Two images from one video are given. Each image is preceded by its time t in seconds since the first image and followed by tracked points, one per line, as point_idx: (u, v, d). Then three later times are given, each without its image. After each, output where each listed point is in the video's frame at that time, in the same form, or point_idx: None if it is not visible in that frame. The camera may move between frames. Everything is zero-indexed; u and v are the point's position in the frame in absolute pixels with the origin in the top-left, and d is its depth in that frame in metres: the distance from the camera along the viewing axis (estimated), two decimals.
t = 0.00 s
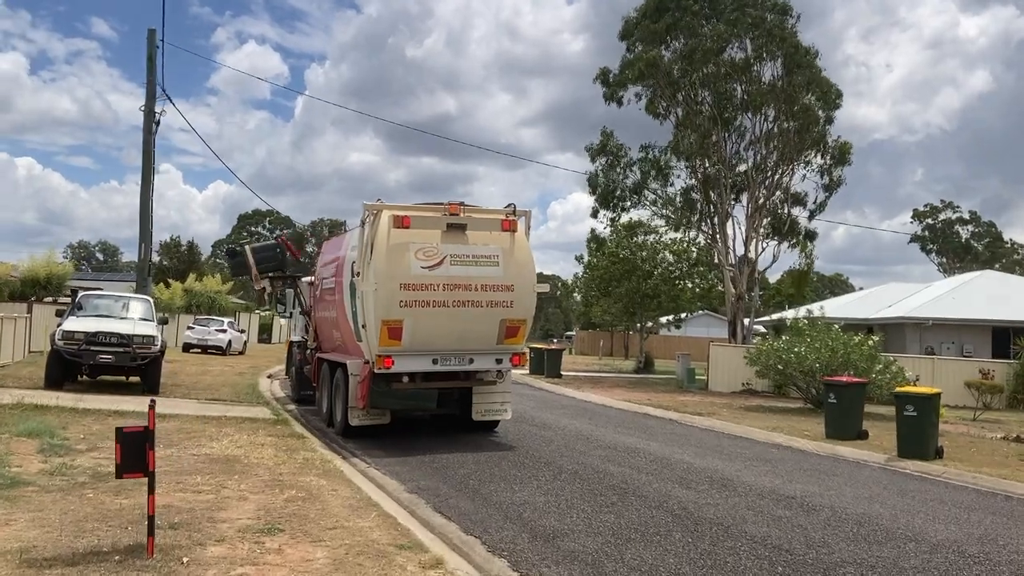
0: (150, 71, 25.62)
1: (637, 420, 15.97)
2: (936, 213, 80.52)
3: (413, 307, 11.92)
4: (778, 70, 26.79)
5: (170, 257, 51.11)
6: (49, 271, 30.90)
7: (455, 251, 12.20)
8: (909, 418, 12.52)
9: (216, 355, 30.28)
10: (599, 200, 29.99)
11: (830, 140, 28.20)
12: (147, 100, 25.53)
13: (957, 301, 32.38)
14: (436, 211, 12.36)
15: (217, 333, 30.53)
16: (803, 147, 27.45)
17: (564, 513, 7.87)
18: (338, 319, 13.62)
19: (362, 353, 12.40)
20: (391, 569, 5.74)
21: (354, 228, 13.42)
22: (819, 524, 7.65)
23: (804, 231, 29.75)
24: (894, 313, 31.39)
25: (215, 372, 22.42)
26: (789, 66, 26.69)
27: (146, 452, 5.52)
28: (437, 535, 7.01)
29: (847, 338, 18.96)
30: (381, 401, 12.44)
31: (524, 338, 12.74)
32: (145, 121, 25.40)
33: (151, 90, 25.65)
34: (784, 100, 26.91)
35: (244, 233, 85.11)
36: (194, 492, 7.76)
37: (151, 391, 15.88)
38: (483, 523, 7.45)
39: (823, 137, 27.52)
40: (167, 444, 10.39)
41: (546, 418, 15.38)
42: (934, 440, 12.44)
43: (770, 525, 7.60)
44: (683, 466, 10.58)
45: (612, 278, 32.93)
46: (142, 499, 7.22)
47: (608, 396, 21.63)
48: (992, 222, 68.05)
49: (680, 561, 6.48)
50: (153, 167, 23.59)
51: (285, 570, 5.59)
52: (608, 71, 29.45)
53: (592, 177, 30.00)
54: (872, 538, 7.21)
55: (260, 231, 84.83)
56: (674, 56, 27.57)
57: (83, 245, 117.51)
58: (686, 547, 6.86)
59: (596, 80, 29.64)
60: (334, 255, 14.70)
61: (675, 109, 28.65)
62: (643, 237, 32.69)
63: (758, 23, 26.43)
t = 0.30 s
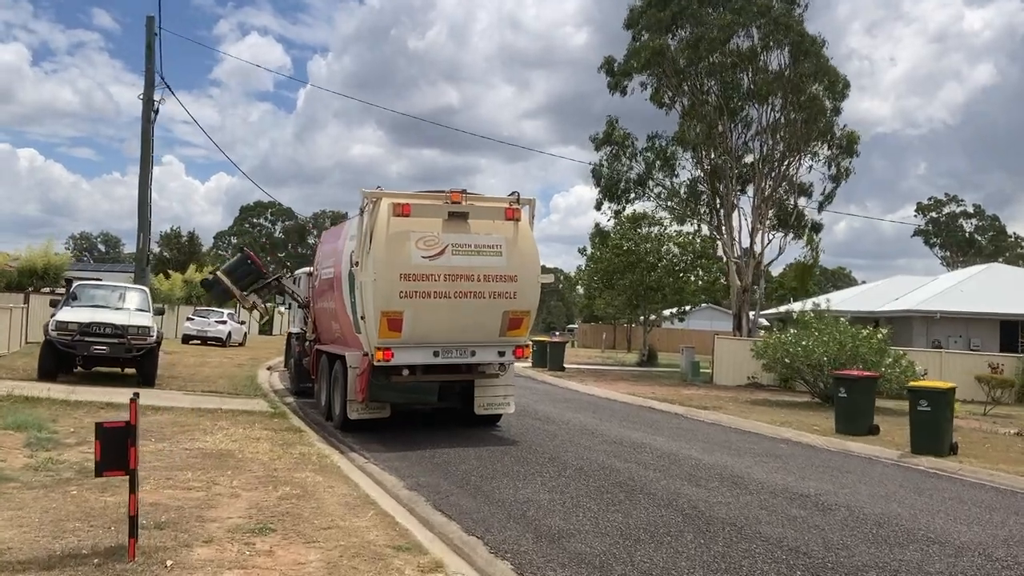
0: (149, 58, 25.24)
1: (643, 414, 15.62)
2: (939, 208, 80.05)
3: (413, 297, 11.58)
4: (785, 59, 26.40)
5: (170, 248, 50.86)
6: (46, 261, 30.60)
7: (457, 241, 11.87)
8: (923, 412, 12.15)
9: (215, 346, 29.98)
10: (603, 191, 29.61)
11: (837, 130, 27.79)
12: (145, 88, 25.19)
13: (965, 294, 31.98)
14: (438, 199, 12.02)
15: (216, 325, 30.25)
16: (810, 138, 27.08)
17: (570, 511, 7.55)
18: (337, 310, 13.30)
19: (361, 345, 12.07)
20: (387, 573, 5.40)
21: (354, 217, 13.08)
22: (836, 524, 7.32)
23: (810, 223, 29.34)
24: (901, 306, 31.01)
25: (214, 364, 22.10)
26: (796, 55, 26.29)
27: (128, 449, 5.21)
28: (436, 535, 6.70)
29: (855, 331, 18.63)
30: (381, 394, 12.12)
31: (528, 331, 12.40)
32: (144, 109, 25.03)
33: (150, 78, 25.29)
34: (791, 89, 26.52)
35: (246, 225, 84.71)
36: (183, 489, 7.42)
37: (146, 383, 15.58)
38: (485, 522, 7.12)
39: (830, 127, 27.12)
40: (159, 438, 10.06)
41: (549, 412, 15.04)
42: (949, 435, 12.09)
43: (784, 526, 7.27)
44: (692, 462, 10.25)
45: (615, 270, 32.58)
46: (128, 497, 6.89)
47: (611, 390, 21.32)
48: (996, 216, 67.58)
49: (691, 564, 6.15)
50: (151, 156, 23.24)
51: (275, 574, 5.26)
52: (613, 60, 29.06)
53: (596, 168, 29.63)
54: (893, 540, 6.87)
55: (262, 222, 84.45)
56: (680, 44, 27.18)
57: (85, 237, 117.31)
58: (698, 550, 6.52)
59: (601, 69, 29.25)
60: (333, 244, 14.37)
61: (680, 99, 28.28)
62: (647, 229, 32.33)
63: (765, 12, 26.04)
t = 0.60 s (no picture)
0: (145, 47, 24.85)
1: (647, 409, 15.28)
2: (943, 201, 79.56)
3: (412, 289, 11.26)
4: (791, 48, 26.01)
5: (169, 239, 50.55)
6: (42, 253, 30.34)
7: (458, 230, 11.52)
8: (937, 409, 11.81)
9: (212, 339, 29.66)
10: (606, 182, 29.23)
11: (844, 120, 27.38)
12: (142, 77, 24.80)
13: (972, 287, 31.60)
14: (438, 188, 11.68)
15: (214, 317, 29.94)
16: (816, 129, 26.68)
17: (575, 513, 7.20)
18: (335, 302, 12.95)
19: (358, 339, 11.74)
20: None
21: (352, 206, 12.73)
22: (854, 528, 6.98)
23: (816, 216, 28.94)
24: (908, 300, 30.63)
25: (211, 357, 21.76)
26: (802, 44, 25.90)
27: (105, 451, 4.86)
28: (434, 539, 6.37)
29: (864, 325, 18.27)
30: (379, 389, 11.79)
31: (530, 324, 12.06)
32: (140, 98, 24.64)
33: (146, 66, 24.90)
34: (797, 79, 26.14)
35: (246, 217, 84.28)
36: (170, 489, 7.08)
37: (140, 376, 15.25)
38: (486, 525, 6.78)
39: (837, 118, 26.72)
40: (149, 434, 9.72)
41: (552, 407, 14.71)
42: (964, 433, 11.75)
43: (799, 529, 6.93)
44: (700, 460, 9.92)
45: (618, 263, 32.20)
46: (111, 498, 6.55)
47: (615, 384, 20.99)
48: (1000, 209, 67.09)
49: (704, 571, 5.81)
50: (148, 145, 22.87)
51: None
52: (617, 49, 28.66)
53: (599, 158, 29.24)
54: (915, 545, 6.53)
55: (263, 214, 84.05)
56: (684, 33, 26.78)
57: (86, 228, 117.00)
58: (710, 555, 6.18)
59: (604, 59, 28.85)
60: (331, 235, 14.01)
61: (685, 89, 27.88)
62: (651, 221, 31.95)
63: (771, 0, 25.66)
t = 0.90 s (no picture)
0: (144, 35, 24.49)
1: (653, 403, 14.99)
2: (946, 194, 79.11)
3: (414, 280, 10.95)
4: (799, 37, 25.64)
5: (169, 231, 50.29)
6: (39, 243, 30.05)
7: (462, 219, 11.20)
8: (954, 403, 11.51)
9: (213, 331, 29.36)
10: (611, 173, 28.86)
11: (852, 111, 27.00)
12: (141, 65, 24.45)
13: (980, 280, 31.23)
14: (442, 175, 11.35)
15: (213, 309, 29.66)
16: (823, 119, 26.31)
17: (586, 513, 6.89)
18: (335, 293, 12.63)
19: (359, 330, 11.43)
20: None
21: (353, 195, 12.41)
22: (878, 529, 6.67)
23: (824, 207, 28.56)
24: (915, 293, 30.29)
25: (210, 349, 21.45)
26: (810, 32, 25.52)
27: (88, 450, 4.51)
28: (439, 541, 6.06)
29: (873, 318, 17.96)
30: (380, 382, 11.48)
31: (536, 316, 11.74)
32: (138, 86, 24.29)
33: (145, 55, 24.54)
34: (805, 68, 25.78)
35: (247, 209, 83.88)
36: (162, 487, 6.77)
37: (137, 369, 14.95)
38: (494, 526, 6.47)
39: (845, 108, 26.35)
40: (143, 429, 9.41)
41: (557, 401, 14.39)
42: (981, 428, 11.44)
43: (821, 530, 6.62)
44: (712, 456, 9.60)
45: (622, 255, 31.88)
46: (98, 498, 6.24)
47: (619, 378, 20.70)
48: (1003, 202, 66.66)
49: None
50: (146, 134, 22.53)
51: None
52: (621, 38, 28.28)
53: (603, 149, 28.89)
54: (946, 549, 6.20)
55: (264, 206, 83.66)
56: (691, 22, 26.43)
57: (87, 220, 116.72)
58: (730, 559, 5.87)
59: (609, 48, 28.46)
60: (331, 225, 13.71)
61: (690, 78, 27.53)
62: (655, 213, 31.60)
63: None
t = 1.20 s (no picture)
0: (140, 25, 24.10)
1: (661, 399, 14.66)
2: (948, 188, 78.68)
3: (417, 273, 10.61)
4: (805, 27, 25.26)
5: (167, 224, 49.94)
6: (35, 236, 29.76)
7: (466, 211, 10.87)
8: (972, 401, 11.17)
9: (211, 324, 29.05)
10: (614, 166, 28.49)
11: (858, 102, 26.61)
12: (137, 55, 24.07)
13: (987, 274, 30.87)
14: (445, 165, 11.02)
15: (212, 303, 29.33)
16: (830, 111, 25.94)
17: (599, 519, 6.55)
18: (335, 287, 12.29)
19: (360, 326, 11.10)
20: None
21: (352, 187, 12.07)
22: (906, 536, 6.34)
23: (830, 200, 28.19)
24: (921, 287, 29.93)
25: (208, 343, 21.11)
26: (817, 23, 25.12)
27: (67, 457, 4.17)
28: (444, 549, 5.74)
29: (883, 312, 17.61)
30: (381, 380, 11.16)
31: (542, 311, 11.41)
32: (134, 77, 23.91)
33: (141, 44, 24.15)
34: (812, 59, 25.39)
35: (247, 202, 83.48)
36: (154, 491, 6.44)
37: (133, 364, 14.63)
38: (502, 532, 6.14)
39: (851, 99, 25.97)
40: (136, 427, 9.07)
41: (562, 398, 14.06)
42: (1000, 426, 11.10)
43: (846, 536, 6.29)
44: (725, 456, 9.28)
45: (624, 248, 31.54)
46: (85, 503, 5.92)
47: (624, 373, 20.36)
48: (1005, 195, 66.27)
49: None
50: (143, 125, 22.17)
51: None
52: (625, 28, 27.88)
53: (607, 141, 28.52)
54: (980, 559, 5.87)
55: (263, 199, 83.26)
56: (696, 11, 26.05)
57: (85, 213, 116.29)
58: (753, 569, 5.54)
59: (612, 38, 28.06)
60: (331, 217, 13.37)
61: (695, 69, 27.15)
62: (658, 205, 31.25)
63: None
